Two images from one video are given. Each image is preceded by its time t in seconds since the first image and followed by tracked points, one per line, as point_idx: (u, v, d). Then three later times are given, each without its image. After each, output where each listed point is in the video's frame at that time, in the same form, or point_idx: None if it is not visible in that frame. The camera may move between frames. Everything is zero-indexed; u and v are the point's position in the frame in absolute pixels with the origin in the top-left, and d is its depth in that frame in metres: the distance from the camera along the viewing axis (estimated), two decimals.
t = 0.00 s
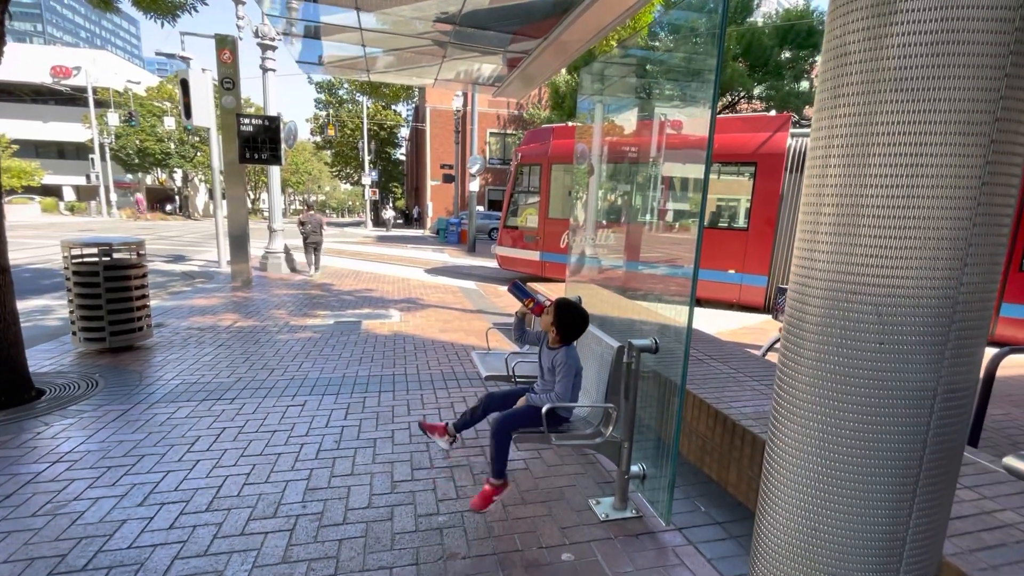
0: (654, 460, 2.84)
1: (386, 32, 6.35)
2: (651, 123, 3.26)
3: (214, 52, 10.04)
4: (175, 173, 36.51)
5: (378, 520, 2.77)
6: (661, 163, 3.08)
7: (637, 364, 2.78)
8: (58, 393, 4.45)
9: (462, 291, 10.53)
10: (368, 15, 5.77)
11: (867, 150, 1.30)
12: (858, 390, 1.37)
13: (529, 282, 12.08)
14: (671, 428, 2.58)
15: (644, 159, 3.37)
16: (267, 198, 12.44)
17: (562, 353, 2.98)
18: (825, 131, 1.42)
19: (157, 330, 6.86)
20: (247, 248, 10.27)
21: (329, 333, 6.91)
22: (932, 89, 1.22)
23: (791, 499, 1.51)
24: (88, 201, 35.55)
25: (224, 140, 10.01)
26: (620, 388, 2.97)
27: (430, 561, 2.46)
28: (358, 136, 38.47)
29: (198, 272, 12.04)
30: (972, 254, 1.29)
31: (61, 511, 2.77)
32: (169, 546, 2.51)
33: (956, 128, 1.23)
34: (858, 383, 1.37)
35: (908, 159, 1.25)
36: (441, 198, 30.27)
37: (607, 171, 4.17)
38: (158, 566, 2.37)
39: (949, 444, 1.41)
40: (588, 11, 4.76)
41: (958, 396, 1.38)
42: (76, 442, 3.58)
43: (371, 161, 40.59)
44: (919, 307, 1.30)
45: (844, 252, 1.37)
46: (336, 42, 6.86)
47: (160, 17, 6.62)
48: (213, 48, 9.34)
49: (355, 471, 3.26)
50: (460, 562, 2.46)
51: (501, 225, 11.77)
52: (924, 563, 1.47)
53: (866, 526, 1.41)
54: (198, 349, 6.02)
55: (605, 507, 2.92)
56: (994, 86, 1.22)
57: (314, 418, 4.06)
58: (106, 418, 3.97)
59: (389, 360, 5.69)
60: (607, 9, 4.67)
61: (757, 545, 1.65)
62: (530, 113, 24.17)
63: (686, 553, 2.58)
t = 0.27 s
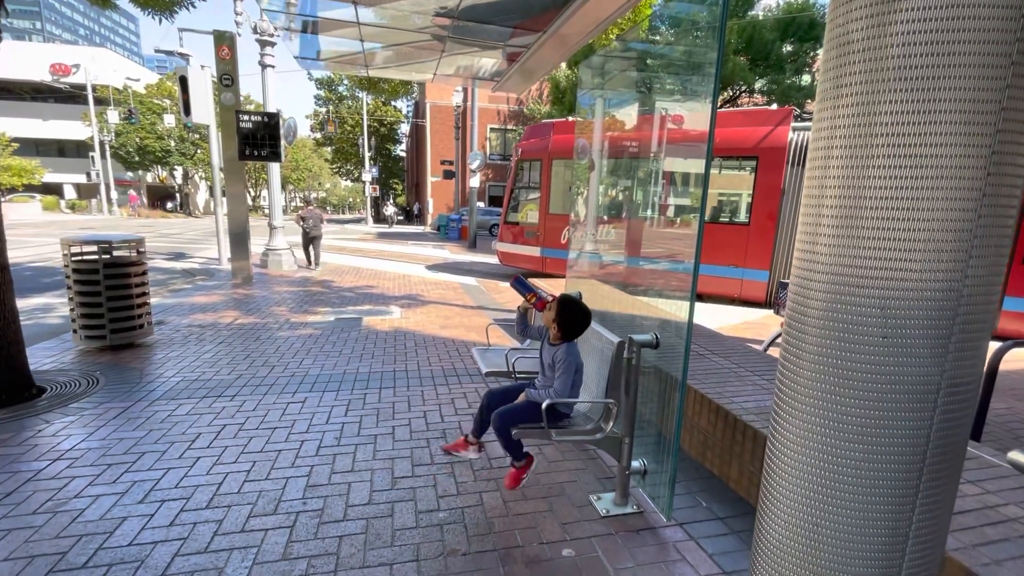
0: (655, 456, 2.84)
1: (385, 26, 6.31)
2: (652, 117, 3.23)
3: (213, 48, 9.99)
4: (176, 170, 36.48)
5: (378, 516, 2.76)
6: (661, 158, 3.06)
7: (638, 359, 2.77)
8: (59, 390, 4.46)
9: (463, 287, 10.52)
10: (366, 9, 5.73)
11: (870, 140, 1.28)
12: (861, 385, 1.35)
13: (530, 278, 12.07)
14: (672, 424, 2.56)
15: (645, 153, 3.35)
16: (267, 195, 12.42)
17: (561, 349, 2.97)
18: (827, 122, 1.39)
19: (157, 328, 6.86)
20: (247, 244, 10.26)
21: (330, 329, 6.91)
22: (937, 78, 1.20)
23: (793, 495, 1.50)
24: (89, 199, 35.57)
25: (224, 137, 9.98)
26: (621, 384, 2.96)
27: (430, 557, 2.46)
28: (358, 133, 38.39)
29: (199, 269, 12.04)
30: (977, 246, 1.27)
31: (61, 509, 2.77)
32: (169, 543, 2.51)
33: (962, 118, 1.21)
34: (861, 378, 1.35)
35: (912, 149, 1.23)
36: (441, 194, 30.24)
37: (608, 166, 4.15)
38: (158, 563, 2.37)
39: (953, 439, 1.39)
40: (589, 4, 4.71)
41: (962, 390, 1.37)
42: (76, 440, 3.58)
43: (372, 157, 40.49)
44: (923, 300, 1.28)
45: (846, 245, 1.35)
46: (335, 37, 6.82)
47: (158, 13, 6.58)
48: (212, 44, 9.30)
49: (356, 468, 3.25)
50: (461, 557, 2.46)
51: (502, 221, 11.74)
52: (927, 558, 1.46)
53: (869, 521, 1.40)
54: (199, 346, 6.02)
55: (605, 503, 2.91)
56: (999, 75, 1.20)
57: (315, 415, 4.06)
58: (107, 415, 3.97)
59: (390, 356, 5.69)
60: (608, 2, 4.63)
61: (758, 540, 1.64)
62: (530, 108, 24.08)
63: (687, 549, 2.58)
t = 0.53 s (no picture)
0: (657, 453, 2.83)
1: (386, 22, 6.28)
2: (654, 112, 3.21)
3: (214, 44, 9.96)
4: (178, 167, 36.52)
5: (379, 512, 2.76)
6: (663, 154, 3.05)
7: (640, 356, 2.76)
8: (61, 386, 4.47)
9: (464, 283, 10.51)
10: (367, 4, 5.70)
11: (875, 134, 1.27)
12: (865, 381, 1.34)
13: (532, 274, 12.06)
14: (674, 420, 2.55)
15: (646, 149, 3.33)
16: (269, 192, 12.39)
17: (563, 345, 2.96)
18: (832, 116, 1.38)
19: (159, 324, 6.87)
20: (249, 241, 10.27)
21: (331, 326, 6.91)
22: (943, 70, 1.18)
23: (795, 492, 1.49)
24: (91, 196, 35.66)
25: (225, 133, 9.96)
26: (622, 380, 2.95)
27: (431, 554, 2.46)
28: (360, 129, 38.35)
29: (201, 266, 12.05)
30: (983, 240, 1.26)
31: (64, 505, 2.78)
32: (171, 539, 2.51)
33: (968, 110, 1.19)
34: (865, 374, 1.34)
35: (917, 142, 1.21)
36: (443, 191, 30.23)
37: (610, 162, 4.12)
38: (160, 559, 2.37)
39: (957, 435, 1.38)
40: None
41: (967, 386, 1.35)
42: (79, 436, 3.58)
43: (373, 154, 40.45)
44: (928, 296, 1.27)
45: (850, 240, 1.33)
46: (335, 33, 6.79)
47: (158, 9, 6.56)
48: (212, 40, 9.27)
49: (357, 464, 3.25)
50: (462, 554, 2.46)
51: (504, 217, 11.73)
52: (930, 556, 1.45)
53: (871, 519, 1.39)
54: (201, 343, 6.03)
55: (607, 500, 2.91)
56: (1005, 67, 1.18)
57: (316, 411, 4.06)
58: (109, 412, 3.98)
59: (392, 352, 5.69)
60: None
61: (760, 536, 1.63)
62: (531, 104, 24.01)
63: (688, 545, 2.57)
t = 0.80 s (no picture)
0: (659, 451, 2.82)
1: (389, 18, 6.27)
2: (658, 109, 3.20)
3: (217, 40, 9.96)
4: (181, 164, 36.60)
5: (381, 509, 2.77)
6: (667, 151, 3.03)
7: (642, 354, 2.75)
8: (66, 382, 4.49)
9: (467, 280, 10.51)
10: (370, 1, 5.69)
11: (880, 131, 1.25)
12: (869, 381, 1.33)
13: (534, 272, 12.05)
14: (676, 419, 2.55)
15: (650, 146, 3.32)
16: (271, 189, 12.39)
17: (563, 342, 2.95)
18: (837, 113, 1.36)
19: (163, 321, 6.90)
20: (252, 238, 10.28)
21: (334, 323, 6.92)
22: (951, 67, 1.17)
23: (797, 492, 1.48)
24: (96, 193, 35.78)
25: (228, 130, 9.97)
26: (624, 378, 2.94)
27: (432, 551, 2.46)
28: (363, 126, 38.34)
29: (204, 262, 12.09)
30: (990, 239, 1.25)
31: (68, 500, 2.79)
32: (174, 535, 2.52)
33: (975, 108, 1.18)
34: (869, 373, 1.33)
35: (924, 139, 1.20)
36: (446, 187, 30.23)
37: (613, 159, 4.11)
38: (163, 555, 2.38)
39: (962, 434, 1.37)
40: None
41: (972, 386, 1.34)
42: (83, 432, 3.60)
43: (376, 151, 40.46)
44: (934, 295, 1.26)
45: (854, 239, 1.32)
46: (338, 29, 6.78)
47: (161, 6, 6.55)
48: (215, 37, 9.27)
49: (359, 461, 3.26)
50: (463, 551, 2.46)
51: (506, 214, 11.72)
52: (933, 557, 1.44)
53: (874, 520, 1.38)
54: (204, 339, 6.04)
55: (608, 498, 2.91)
56: (1012, 64, 1.17)
57: (319, 408, 4.07)
58: (113, 408, 4.00)
59: (394, 350, 5.69)
60: None
61: (762, 536, 1.62)
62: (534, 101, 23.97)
63: (690, 544, 2.57)
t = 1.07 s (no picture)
0: (661, 448, 2.82)
1: (392, 14, 6.26)
2: (661, 105, 3.18)
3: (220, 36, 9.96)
4: (185, 161, 36.69)
5: (384, 505, 2.78)
6: (670, 147, 3.02)
7: (645, 351, 2.74)
8: (71, 378, 4.52)
9: (470, 277, 10.52)
10: None
11: (887, 126, 1.24)
12: (875, 377, 1.32)
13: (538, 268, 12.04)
14: (679, 415, 2.54)
15: (653, 142, 3.30)
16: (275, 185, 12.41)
17: (564, 340, 2.94)
18: (843, 108, 1.35)
19: (168, 317, 6.92)
20: (255, 235, 10.30)
21: (338, 319, 6.94)
22: (960, 61, 1.16)
23: (800, 489, 1.48)
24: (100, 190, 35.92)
25: (231, 126, 10.00)
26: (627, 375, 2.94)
27: (435, 547, 2.47)
28: (365, 123, 38.32)
29: (208, 259, 12.12)
30: (997, 235, 1.24)
31: (74, 495, 2.81)
32: (179, 529, 2.54)
33: (984, 103, 1.17)
34: (874, 370, 1.32)
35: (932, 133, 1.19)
36: (448, 184, 30.22)
37: (616, 156, 4.10)
38: (167, 550, 2.40)
39: (967, 432, 1.37)
40: None
41: (979, 383, 1.33)
42: (88, 427, 3.62)
43: (379, 147, 40.46)
44: (941, 292, 1.25)
45: (860, 234, 1.31)
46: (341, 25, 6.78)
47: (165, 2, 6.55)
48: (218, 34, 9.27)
49: (362, 457, 3.27)
50: (466, 547, 2.47)
51: (510, 210, 11.71)
52: (937, 554, 1.44)
53: (878, 518, 1.38)
54: (208, 336, 6.06)
55: (611, 494, 2.91)
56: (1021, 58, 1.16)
57: (322, 404, 4.08)
58: (118, 404, 4.02)
59: (397, 346, 5.71)
60: None
61: (764, 533, 1.62)
62: (537, 97, 23.92)
63: (693, 541, 2.57)
